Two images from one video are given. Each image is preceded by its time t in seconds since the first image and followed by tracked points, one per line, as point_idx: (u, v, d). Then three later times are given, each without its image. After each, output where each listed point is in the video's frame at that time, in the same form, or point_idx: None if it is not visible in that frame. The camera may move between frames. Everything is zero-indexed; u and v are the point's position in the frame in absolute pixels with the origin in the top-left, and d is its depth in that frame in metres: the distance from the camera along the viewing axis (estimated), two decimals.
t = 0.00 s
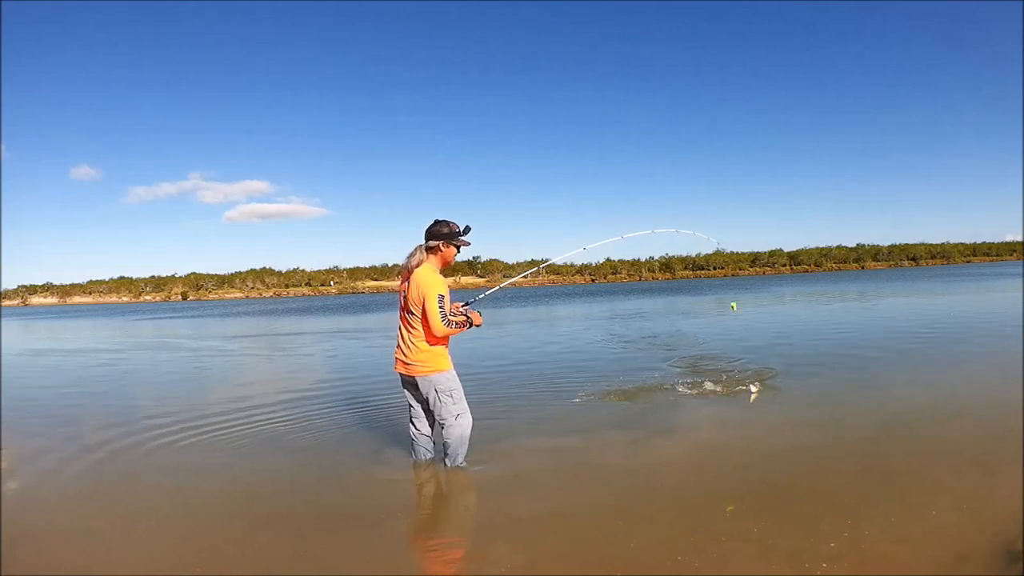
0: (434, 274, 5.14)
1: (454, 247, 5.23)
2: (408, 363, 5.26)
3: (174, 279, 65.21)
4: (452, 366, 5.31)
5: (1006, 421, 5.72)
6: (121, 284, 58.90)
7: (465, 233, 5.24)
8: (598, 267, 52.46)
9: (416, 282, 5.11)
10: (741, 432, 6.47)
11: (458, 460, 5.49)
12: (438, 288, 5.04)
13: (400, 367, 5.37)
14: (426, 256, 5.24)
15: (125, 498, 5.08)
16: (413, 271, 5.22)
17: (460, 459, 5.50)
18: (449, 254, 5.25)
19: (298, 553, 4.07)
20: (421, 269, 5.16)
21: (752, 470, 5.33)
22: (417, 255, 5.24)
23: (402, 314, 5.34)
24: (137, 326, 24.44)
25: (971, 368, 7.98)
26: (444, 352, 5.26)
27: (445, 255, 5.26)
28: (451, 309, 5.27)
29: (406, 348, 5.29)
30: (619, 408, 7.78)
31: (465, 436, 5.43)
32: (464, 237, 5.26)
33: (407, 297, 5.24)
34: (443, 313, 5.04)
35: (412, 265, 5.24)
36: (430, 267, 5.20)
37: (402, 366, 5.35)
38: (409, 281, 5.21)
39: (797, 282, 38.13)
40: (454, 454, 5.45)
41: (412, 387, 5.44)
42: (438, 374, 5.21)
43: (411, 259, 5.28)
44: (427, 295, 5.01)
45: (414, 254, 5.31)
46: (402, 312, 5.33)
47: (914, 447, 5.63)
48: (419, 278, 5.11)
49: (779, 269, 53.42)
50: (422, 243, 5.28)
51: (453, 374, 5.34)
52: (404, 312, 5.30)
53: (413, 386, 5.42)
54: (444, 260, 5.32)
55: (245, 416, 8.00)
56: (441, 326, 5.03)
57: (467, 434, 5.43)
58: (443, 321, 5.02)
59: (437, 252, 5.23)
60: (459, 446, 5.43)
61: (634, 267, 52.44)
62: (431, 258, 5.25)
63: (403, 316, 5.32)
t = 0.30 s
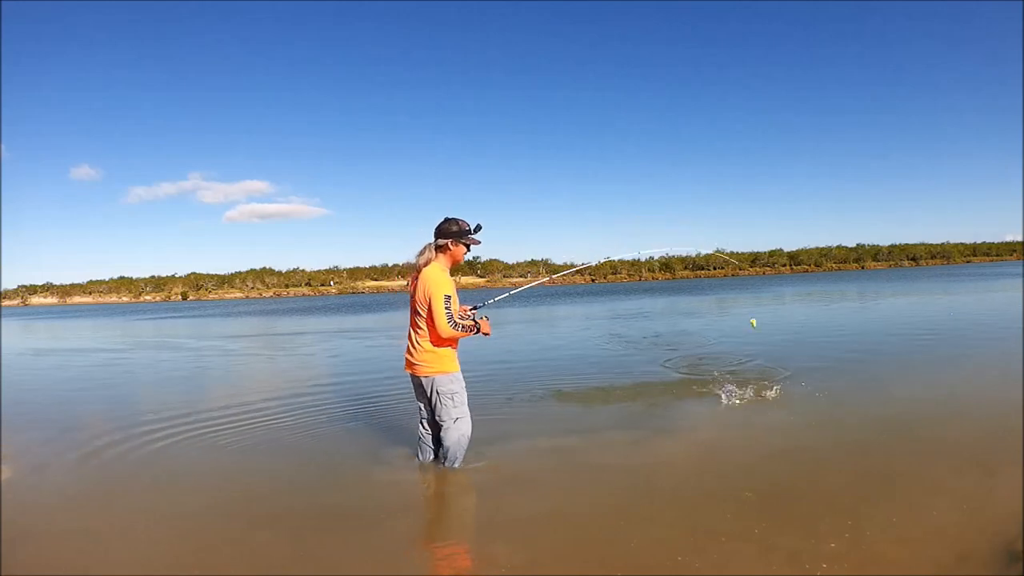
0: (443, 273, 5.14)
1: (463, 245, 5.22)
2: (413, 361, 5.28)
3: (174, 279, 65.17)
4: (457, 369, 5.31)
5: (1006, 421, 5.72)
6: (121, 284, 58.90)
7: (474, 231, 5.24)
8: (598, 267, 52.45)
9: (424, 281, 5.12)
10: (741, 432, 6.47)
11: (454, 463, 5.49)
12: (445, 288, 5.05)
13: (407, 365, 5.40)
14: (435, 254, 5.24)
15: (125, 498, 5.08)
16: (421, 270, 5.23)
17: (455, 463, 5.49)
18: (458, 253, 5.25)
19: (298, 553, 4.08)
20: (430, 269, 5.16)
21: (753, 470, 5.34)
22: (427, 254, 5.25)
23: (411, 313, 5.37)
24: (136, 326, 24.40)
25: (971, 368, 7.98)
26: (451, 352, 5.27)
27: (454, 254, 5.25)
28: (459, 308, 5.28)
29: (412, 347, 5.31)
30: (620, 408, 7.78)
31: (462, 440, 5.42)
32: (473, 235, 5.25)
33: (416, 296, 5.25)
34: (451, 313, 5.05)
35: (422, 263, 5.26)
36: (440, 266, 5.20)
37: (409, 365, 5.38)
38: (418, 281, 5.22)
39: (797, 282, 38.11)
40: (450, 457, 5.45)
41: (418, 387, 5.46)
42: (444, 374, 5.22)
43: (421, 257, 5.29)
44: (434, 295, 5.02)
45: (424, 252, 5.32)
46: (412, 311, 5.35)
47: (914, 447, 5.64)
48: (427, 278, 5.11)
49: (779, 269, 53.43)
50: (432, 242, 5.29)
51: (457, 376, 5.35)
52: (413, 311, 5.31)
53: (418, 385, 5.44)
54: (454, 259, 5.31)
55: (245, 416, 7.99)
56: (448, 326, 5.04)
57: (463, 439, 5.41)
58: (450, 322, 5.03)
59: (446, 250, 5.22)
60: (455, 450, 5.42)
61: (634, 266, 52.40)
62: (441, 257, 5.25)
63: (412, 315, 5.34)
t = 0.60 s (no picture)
0: (445, 272, 5.14)
1: (467, 245, 5.21)
2: (418, 362, 5.31)
3: (174, 279, 65.17)
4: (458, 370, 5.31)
5: (1006, 421, 5.73)
6: (121, 284, 58.92)
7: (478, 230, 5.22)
8: (598, 267, 52.43)
9: (426, 282, 5.12)
10: (742, 432, 6.47)
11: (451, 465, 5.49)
12: (448, 288, 5.06)
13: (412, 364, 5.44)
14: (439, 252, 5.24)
15: (125, 498, 5.08)
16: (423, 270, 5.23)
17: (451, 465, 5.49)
18: (461, 252, 5.23)
19: (299, 553, 4.08)
20: (432, 269, 5.16)
21: (753, 470, 5.34)
22: (431, 252, 5.25)
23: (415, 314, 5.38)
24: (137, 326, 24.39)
25: (971, 368, 7.98)
26: (457, 351, 5.29)
27: (459, 253, 5.24)
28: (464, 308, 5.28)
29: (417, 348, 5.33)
30: (620, 408, 7.78)
31: (458, 443, 5.41)
32: (477, 234, 5.24)
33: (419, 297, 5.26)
34: (456, 313, 5.06)
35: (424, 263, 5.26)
36: (442, 266, 5.20)
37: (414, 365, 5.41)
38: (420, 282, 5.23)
39: (797, 282, 38.09)
40: (446, 459, 5.45)
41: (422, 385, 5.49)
42: (449, 374, 5.25)
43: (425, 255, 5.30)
44: (437, 296, 5.03)
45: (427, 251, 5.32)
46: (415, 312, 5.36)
47: (915, 446, 5.63)
48: (429, 279, 5.11)
49: (779, 269, 53.42)
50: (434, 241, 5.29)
51: (458, 378, 5.33)
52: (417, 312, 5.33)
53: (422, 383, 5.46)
54: (458, 258, 5.30)
55: (244, 416, 7.99)
56: (453, 326, 5.07)
57: (460, 442, 5.40)
58: (456, 321, 5.06)
59: (449, 249, 5.22)
60: (451, 452, 5.41)
61: (634, 266, 52.38)
62: (445, 255, 5.24)
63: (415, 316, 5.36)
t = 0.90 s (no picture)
0: (444, 274, 5.14)
1: (468, 246, 5.20)
2: (417, 362, 5.32)
3: (174, 279, 65.20)
4: (457, 370, 5.29)
5: (1006, 421, 5.73)
6: (121, 284, 58.93)
7: (481, 231, 5.22)
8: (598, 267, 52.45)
9: (426, 283, 5.14)
10: (741, 432, 6.46)
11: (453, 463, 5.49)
12: (446, 289, 5.05)
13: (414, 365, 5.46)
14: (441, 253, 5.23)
15: (125, 498, 5.07)
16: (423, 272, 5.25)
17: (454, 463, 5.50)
18: (463, 253, 5.22)
19: (299, 553, 4.08)
20: (431, 270, 5.18)
21: (753, 470, 5.34)
22: (433, 253, 5.25)
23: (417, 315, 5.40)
24: (136, 326, 24.36)
25: (973, 369, 7.96)
26: (456, 352, 5.28)
27: (460, 254, 5.23)
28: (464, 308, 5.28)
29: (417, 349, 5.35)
30: (620, 408, 7.78)
31: (458, 442, 5.42)
32: (479, 235, 5.23)
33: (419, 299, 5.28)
34: (454, 313, 5.05)
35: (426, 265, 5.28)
36: (443, 267, 5.19)
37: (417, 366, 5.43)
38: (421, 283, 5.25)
39: (797, 282, 38.07)
40: (447, 458, 5.46)
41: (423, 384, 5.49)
42: (447, 374, 5.24)
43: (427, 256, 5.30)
44: (434, 297, 5.03)
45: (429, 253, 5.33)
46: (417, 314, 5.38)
47: (914, 446, 5.64)
48: (428, 280, 5.13)
49: (779, 269, 53.43)
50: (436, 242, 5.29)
51: (458, 378, 5.32)
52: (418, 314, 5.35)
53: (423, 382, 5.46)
54: (459, 259, 5.28)
55: (244, 416, 7.98)
56: (451, 326, 5.07)
57: (459, 440, 5.41)
58: (453, 321, 5.04)
59: (450, 250, 5.21)
60: (451, 452, 5.42)
61: (634, 266, 52.33)
62: (447, 256, 5.23)
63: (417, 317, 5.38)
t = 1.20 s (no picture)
0: (444, 275, 5.15)
1: (467, 247, 5.20)
2: (417, 361, 5.34)
3: (173, 279, 65.19)
4: (457, 370, 5.27)
5: (1006, 421, 5.73)
6: (121, 284, 58.92)
7: (480, 233, 5.21)
8: (598, 267, 52.41)
9: (425, 284, 5.16)
10: (741, 433, 6.46)
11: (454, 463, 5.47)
12: (444, 289, 5.05)
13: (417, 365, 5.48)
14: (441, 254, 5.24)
15: (124, 499, 5.07)
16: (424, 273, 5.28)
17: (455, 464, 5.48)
18: (462, 254, 5.22)
19: (299, 553, 4.08)
20: (430, 271, 5.19)
21: (753, 470, 5.34)
22: (433, 254, 5.27)
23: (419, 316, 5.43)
24: (136, 326, 24.33)
25: (973, 369, 7.96)
26: (455, 352, 5.26)
27: (459, 256, 5.22)
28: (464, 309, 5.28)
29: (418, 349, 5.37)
30: (620, 408, 7.78)
31: (459, 442, 5.40)
32: (479, 237, 5.22)
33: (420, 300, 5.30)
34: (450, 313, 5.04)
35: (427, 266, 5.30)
36: (443, 268, 5.21)
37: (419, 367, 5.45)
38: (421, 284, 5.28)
39: (797, 282, 38.03)
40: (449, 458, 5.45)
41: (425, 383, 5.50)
42: (445, 374, 5.23)
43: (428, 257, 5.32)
44: (432, 297, 5.04)
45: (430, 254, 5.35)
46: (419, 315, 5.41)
47: (915, 446, 5.64)
48: (426, 281, 5.15)
49: (779, 269, 53.41)
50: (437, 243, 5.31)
51: (458, 377, 5.30)
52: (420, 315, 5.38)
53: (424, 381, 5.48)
54: (459, 261, 5.27)
55: (244, 416, 7.98)
56: (448, 326, 5.05)
57: (461, 440, 5.40)
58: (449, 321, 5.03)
59: (450, 251, 5.21)
60: (451, 451, 5.41)
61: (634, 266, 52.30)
62: (447, 257, 5.24)
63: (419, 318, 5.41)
